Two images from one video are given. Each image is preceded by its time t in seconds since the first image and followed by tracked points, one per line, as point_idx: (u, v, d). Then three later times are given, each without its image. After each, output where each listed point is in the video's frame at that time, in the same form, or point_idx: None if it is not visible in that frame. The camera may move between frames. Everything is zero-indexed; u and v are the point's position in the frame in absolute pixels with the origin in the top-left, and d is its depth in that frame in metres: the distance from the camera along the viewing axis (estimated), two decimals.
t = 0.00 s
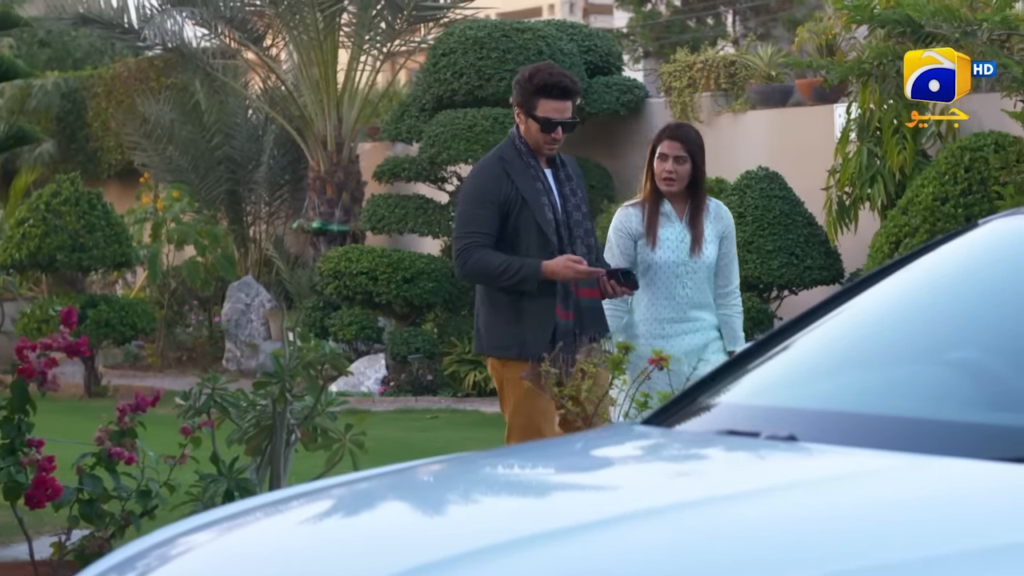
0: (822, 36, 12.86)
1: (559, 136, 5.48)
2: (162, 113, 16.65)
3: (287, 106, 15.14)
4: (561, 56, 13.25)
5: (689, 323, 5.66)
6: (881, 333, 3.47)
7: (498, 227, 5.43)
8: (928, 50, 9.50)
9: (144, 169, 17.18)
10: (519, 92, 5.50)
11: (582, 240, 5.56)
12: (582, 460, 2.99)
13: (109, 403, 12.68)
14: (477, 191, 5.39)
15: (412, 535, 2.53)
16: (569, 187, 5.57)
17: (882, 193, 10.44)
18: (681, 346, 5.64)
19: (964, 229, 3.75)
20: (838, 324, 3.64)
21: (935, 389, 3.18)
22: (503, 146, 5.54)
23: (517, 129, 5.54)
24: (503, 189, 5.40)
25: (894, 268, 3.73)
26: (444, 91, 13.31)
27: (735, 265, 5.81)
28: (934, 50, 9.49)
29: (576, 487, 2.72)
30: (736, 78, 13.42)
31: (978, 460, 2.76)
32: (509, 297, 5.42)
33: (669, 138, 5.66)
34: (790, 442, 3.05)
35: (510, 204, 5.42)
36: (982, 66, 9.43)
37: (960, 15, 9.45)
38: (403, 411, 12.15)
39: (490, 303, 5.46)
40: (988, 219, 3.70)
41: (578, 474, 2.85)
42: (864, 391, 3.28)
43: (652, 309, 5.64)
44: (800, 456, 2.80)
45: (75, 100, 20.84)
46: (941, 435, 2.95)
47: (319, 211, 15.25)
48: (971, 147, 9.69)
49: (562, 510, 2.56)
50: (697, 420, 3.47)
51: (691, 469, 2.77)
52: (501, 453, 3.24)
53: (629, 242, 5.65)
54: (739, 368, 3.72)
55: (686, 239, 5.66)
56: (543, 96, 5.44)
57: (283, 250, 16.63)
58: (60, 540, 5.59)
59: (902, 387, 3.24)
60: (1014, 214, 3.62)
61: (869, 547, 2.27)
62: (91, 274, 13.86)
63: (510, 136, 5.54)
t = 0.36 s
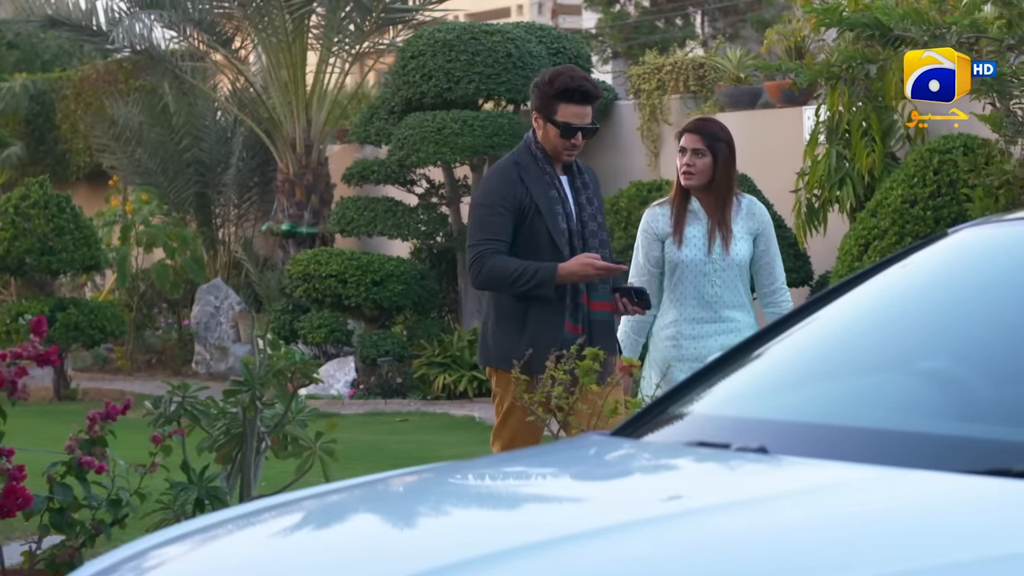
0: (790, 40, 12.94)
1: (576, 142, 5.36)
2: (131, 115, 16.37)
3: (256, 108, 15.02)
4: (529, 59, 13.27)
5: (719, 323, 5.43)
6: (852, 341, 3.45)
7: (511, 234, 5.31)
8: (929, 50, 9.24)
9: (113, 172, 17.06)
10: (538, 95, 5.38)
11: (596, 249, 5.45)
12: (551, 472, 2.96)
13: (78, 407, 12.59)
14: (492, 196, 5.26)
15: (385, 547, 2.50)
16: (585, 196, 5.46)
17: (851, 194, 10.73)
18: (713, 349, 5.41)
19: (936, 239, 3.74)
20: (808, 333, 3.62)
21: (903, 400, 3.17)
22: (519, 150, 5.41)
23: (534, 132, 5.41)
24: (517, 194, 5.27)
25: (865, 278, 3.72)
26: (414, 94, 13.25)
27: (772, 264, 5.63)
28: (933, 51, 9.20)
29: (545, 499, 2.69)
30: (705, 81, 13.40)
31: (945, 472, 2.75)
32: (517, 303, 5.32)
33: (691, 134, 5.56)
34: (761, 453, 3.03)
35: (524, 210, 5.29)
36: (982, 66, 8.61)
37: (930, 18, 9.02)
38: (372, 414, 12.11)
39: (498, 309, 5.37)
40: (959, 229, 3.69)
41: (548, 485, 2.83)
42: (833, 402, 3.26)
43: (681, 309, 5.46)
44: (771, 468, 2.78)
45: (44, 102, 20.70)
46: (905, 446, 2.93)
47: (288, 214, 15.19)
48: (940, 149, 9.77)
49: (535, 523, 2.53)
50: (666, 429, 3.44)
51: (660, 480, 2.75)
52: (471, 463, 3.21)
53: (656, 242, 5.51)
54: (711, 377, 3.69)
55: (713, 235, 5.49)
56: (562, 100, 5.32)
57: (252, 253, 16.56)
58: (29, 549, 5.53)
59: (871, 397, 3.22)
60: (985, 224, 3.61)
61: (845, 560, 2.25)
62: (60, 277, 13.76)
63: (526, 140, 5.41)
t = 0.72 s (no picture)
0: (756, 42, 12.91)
1: (608, 144, 5.52)
2: (95, 117, 16.33)
3: (221, 111, 14.93)
4: (495, 62, 13.20)
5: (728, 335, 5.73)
6: (820, 351, 3.43)
7: (539, 235, 5.49)
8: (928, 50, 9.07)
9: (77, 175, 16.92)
10: (572, 95, 5.58)
11: (627, 255, 5.55)
12: (517, 482, 2.93)
13: (43, 411, 12.49)
14: (519, 196, 5.45)
15: (352, 561, 2.46)
16: (617, 201, 5.58)
17: (816, 197, 10.51)
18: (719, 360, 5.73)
19: (902, 246, 3.73)
20: (775, 341, 3.59)
21: (869, 410, 3.15)
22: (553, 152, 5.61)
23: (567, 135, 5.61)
24: (543, 196, 5.46)
25: (832, 285, 3.70)
26: (380, 96, 13.17)
27: (780, 276, 5.90)
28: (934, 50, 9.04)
29: (512, 512, 2.66)
30: (670, 83, 13.56)
31: (910, 485, 2.73)
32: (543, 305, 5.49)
33: (704, 143, 5.82)
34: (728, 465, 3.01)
35: (550, 212, 5.47)
36: (981, 66, 8.70)
37: (895, 21, 9.04)
38: (337, 417, 12.05)
39: (530, 308, 5.57)
40: (924, 237, 3.68)
41: (514, 497, 2.80)
42: (799, 412, 3.23)
43: (690, 321, 5.74)
44: (739, 479, 2.76)
45: (10, 105, 20.64)
46: (870, 457, 2.91)
47: (252, 217, 15.06)
48: (904, 153, 9.74)
49: (504, 534, 2.50)
50: (633, 439, 3.40)
51: (627, 492, 2.73)
52: (438, 474, 3.17)
53: (666, 252, 5.83)
54: (677, 383, 3.65)
55: (722, 246, 5.77)
56: (591, 101, 5.52)
57: (217, 255, 16.49)
58: None
59: (837, 407, 3.20)
60: (950, 233, 3.61)
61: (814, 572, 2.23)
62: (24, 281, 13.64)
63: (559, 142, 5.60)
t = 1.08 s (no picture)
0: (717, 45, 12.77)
1: (622, 146, 5.21)
2: (54, 120, 15.95)
3: (180, 113, 14.81)
4: (454, 65, 13.16)
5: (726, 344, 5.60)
6: (781, 361, 3.40)
7: (552, 240, 5.18)
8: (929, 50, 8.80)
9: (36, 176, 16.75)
10: (585, 95, 5.28)
11: (643, 261, 5.23)
12: (480, 493, 2.90)
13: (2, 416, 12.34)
14: (530, 200, 5.14)
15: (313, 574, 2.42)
16: (634, 202, 5.26)
17: (776, 201, 10.42)
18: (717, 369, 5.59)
19: (863, 255, 3.71)
20: (737, 350, 3.55)
21: (831, 421, 3.12)
22: (567, 151, 5.30)
23: (582, 134, 5.30)
24: (556, 197, 5.15)
25: (795, 295, 3.67)
26: (340, 100, 13.13)
27: (778, 284, 5.77)
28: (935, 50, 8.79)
29: (475, 523, 2.63)
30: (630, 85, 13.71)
31: (869, 497, 2.70)
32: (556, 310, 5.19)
33: (710, 143, 5.65)
34: (689, 477, 2.96)
35: (563, 215, 5.16)
36: (982, 66, 8.72)
37: (855, 25, 9.08)
38: (298, 421, 11.97)
39: (542, 315, 5.27)
40: (886, 246, 3.67)
41: (477, 508, 2.77)
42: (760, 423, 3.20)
43: (689, 329, 5.59)
44: (702, 492, 2.73)
45: None
46: (831, 467, 2.88)
47: (213, 220, 15.00)
48: (865, 155, 9.74)
49: (469, 547, 2.47)
50: (596, 450, 3.34)
51: (590, 503, 2.70)
52: (402, 485, 3.14)
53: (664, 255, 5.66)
54: (638, 392, 3.60)
55: (722, 253, 5.63)
56: (606, 101, 5.20)
57: (177, 258, 16.43)
58: None
59: (798, 418, 3.17)
60: (911, 243, 3.60)
61: None
62: None
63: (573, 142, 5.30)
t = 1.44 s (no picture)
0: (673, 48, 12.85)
1: (633, 141, 5.06)
2: (10, 122, 15.60)
3: (137, 116, 14.74)
4: (412, 67, 13.11)
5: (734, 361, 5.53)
6: (741, 370, 3.36)
7: (569, 260, 4.93)
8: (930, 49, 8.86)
9: None
10: (585, 99, 5.14)
11: (664, 270, 5.04)
12: (439, 503, 2.88)
13: None
14: (543, 219, 4.89)
15: None
16: (648, 209, 5.09)
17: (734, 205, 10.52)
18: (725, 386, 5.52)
19: (820, 264, 3.70)
20: (695, 359, 3.51)
21: (789, 429, 3.09)
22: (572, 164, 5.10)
23: (586, 144, 5.12)
24: (572, 213, 4.90)
25: (752, 303, 3.64)
26: (297, 102, 13.06)
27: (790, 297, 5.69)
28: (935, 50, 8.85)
29: (433, 534, 2.61)
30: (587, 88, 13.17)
31: (826, 508, 2.68)
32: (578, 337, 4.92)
33: (723, 158, 5.71)
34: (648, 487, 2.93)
35: (581, 230, 4.92)
36: (983, 66, 8.92)
37: (812, 28, 9.11)
38: (257, 424, 11.90)
39: (563, 340, 4.99)
40: (842, 255, 3.66)
41: (435, 518, 2.74)
42: (721, 433, 3.16)
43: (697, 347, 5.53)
44: (662, 503, 2.70)
45: None
46: (791, 478, 2.85)
47: (170, 222, 14.87)
48: (822, 158, 9.76)
49: (428, 559, 2.45)
50: (554, 458, 3.27)
51: (548, 511, 2.69)
52: (364, 494, 3.11)
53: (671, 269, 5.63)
54: (594, 400, 3.54)
55: (730, 269, 5.59)
56: (608, 98, 5.09)
57: (135, 260, 16.35)
58: None
59: (760, 428, 3.13)
60: (866, 253, 3.58)
61: None
62: None
63: (578, 153, 5.11)
